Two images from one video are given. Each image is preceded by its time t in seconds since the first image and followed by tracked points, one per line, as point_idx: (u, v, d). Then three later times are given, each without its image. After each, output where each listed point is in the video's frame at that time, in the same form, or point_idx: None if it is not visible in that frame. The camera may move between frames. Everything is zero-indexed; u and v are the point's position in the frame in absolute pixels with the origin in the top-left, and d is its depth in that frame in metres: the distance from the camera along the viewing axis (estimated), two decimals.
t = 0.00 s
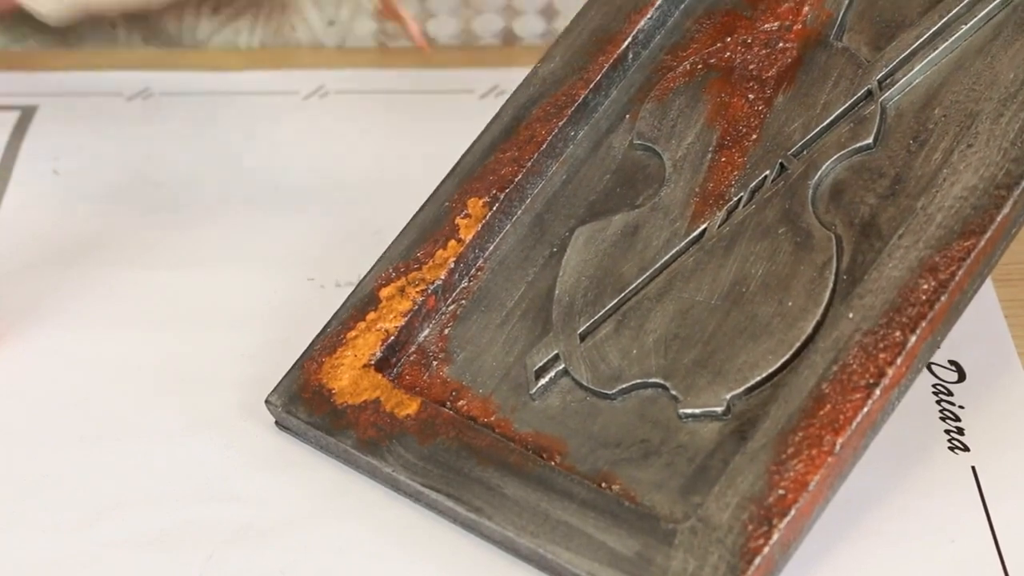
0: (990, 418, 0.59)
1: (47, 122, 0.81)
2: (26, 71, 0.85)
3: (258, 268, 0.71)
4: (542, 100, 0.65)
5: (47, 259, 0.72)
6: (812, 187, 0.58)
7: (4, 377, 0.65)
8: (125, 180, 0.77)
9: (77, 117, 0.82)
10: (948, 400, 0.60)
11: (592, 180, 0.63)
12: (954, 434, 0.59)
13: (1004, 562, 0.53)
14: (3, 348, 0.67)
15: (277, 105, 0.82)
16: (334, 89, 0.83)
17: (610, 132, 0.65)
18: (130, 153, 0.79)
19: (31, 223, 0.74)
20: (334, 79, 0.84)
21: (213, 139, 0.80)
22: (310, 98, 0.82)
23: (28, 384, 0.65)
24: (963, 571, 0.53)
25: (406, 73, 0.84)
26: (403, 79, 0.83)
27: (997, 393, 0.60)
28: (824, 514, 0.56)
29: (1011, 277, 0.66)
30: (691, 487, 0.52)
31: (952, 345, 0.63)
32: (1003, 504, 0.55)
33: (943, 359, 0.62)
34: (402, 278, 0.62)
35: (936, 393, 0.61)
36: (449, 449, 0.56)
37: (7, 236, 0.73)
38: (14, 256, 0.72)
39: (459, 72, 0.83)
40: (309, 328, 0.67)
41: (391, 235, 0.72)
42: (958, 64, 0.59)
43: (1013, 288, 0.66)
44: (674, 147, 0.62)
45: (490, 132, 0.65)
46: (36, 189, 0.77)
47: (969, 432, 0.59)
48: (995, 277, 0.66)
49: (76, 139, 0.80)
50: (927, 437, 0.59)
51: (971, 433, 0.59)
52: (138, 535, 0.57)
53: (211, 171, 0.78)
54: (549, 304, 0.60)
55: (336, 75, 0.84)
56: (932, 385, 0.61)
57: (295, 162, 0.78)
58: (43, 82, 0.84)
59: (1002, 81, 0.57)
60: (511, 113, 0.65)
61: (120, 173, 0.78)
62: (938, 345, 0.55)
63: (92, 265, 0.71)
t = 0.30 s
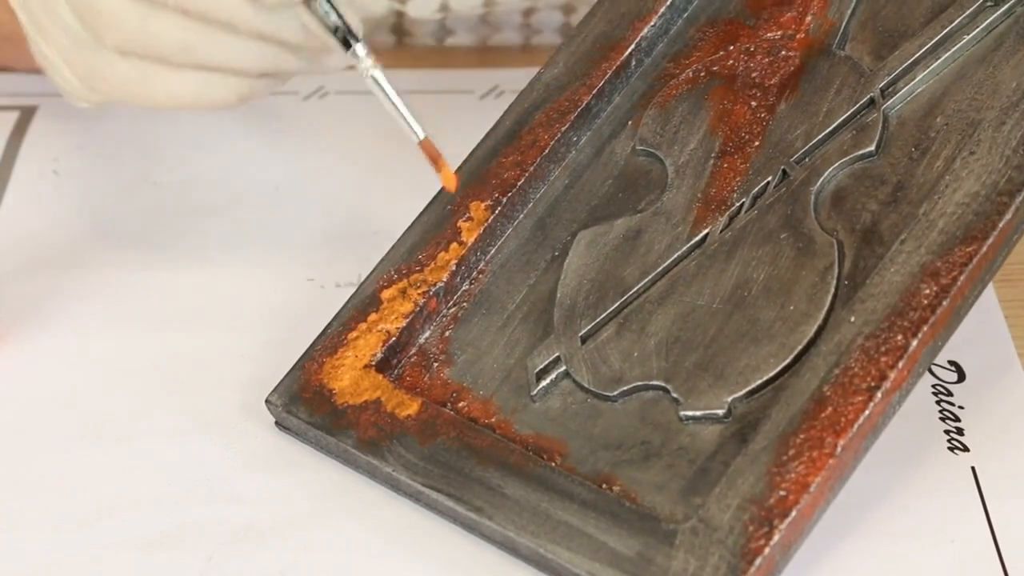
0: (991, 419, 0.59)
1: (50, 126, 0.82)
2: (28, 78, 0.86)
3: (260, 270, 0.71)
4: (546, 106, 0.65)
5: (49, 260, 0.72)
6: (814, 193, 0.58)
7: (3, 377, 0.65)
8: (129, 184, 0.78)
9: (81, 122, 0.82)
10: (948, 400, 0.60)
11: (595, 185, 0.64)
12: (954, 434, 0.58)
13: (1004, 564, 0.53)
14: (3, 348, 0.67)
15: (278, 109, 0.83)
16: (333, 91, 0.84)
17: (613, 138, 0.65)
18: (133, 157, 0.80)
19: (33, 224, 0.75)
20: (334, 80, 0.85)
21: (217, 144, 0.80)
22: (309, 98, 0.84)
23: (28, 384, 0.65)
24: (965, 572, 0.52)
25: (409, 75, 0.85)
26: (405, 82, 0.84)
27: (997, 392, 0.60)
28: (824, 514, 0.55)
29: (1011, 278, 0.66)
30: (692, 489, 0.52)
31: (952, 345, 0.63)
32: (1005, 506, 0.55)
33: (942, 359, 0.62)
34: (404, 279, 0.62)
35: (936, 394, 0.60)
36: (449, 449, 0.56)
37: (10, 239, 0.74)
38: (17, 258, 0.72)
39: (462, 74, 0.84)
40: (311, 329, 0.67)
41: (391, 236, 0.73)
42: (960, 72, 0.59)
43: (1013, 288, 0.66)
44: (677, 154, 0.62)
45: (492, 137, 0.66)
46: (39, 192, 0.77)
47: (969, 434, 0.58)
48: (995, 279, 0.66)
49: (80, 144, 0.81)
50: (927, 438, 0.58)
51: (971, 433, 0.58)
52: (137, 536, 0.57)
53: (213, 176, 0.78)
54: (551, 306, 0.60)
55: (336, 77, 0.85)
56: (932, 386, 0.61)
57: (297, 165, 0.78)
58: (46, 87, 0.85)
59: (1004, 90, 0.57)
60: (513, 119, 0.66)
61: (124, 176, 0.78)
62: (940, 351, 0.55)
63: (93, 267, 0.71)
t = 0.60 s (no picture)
0: (991, 426, 0.59)
1: (48, 130, 0.82)
2: (28, 83, 0.86)
3: (259, 275, 0.71)
4: (546, 111, 0.65)
5: (47, 265, 0.72)
6: (814, 199, 0.58)
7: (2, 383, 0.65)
8: (128, 188, 0.78)
9: (79, 126, 0.82)
10: (948, 406, 0.60)
11: (595, 190, 0.64)
12: (954, 441, 0.58)
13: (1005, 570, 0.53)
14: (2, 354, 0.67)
15: (276, 114, 0.83)
16: (332, 96, 0.84)
17: (613, 144, 0.65)
18: (131, 161, 0.80)
19: (32, 230, 0.74)
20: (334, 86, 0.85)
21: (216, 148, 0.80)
22: (309, 104, 0.83)
23: (27, 390, 0.64)
24: None
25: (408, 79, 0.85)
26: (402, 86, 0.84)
27: (997, 399, 0.60)
28: (825, 521, 0.55)
29: (1010, 284, 0.66)
30: (692, 496, 0.52)
31: (952, 351, 0.62)
32: (1005, 512, 0.55)
33: (943, 365, 0.62)
34: (404, 285, 0.62)
35: (936, 400, 0.60)
36: (449, 456, 0.56)
37: (8, 243, 0.74)
38: (15, 263, 0.72)
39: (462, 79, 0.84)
40: (310, 334, 0.67)
41: (391, 241, 0.73)
42: (960, 78, 0.59)
43: (1012, 294, 0.66)
44: (677, 159, 0.62)
45: (492, 142, 0.66)
46: (36, 196, 0.77)
47: (969, 440, 0.58)
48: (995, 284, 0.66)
49: (79, 147, 0.80)
50: (927, 444, 0.58)
51: (971, 440, 0.58)
52: (137, 542, 0.57)
53: (211, 181, 0.78)
54: (551, 312, 0.60)
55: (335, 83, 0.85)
56: (932, 392, 0.61)
57: (296, 169, 0.78)
58: (46, 92, 0.85)
59: (1004, 96, 0.57)
60: (512, 124, 0.66)
61: (123, 180, 0.78)
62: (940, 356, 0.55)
63: (92, 272, 0.71)
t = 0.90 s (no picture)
0: (992, 444, 0.59)
1: (50, 148, 0.82)
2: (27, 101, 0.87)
3: (262, 292, 0.71)
4: (546, 130, 0.66)
5: (51, 283, 0.72)
6: (814, 218, 0.58)
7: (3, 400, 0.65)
8: (132, 206, 0.78)
9: (83, 144, 0.83)
10: (948, 424, 0.60)
11: (596, 208, 0.64)
12: (954, 459, 0.58)
13: None
14: (3, 374, 0.67)
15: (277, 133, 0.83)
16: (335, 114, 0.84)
17: (614, 163, 0.65)
18: (135, 180, 0.80)
19: (36, 248, 0.75)
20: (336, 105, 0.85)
21: (217, 167, 0.81)
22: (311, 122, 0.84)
23: (30, 408, 0.65)
24: None
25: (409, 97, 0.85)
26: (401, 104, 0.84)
27: (997, 417, 0.60)
28: (824, 539, 0.55)
29: (1010, 302, 0.66)
30: (692, 514, 0.52)
31: (951, 370, 0.62)
32: (1006, 529, 0.55)
33: (943, 384, 0.62)
34: (405, 303, 0.62)
35: (936, 418, 0.60)
36: (450, 474, 0.56)
37: (10, 262, 0.74)
38: (19, 281, 0.73)
39: (464, 97, 0.85)
40: (312, 352, 0.67)
41: (391, 259, 0.73)
42: (960, 97, 0.59)
43: (1012, 312, 0.66)
44: (678, 178, 0.63)
45: (493, 161, 0.66)
46: (39, 215, 0.77)
47: (969, 457, 0.58)
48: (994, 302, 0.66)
49: (83, 166, 0.81)
50: (926, 462, 0.58)
51: (972, 458, 0.58)
52: (139, 559, 0.57)
53: (211, 201, 0.78)
54: (551, 330, 0.61)
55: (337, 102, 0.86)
56: (932, 410, 0.61)
57: (299, 187, 0.79)
58: (46, 111, 0.86)
59: (1004, 115, 0.57)
60: (512, 143, 0.66)
61: (127, 199, 0.79)
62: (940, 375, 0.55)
63: (93, 290, 0.72)
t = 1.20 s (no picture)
0: (991, 459, 0.59)
1: (49, 163, 0.82)
2: (26, 112, 0.86)
3: (261, 307, 0.71)
4: (545, 144, 0.66)
5: (50, 299, 0.72)
6: (813, 232, 0.58)
7: (3, 418, 0.65)
8: (131, 220, 0.78)
9: (82, 159, 0.83)
10: (948, 440, 0.60)
11: (595, 222, 0.64)
12: (954, 474, 0.58)
13: None
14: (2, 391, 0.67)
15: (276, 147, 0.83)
16: (334, 129, 0.84)
17: (612, 177, 0.65)
18: (133, 194, 0.80)
19: (35, 263, 0.75)
20: (335, 120, 0.85)
21: (217, 181, 0.81)
22: (311, 137, 0.84)
23: (29, 425, 0.65)
24: None
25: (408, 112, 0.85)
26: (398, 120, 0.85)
27: (997, 432, 0.60)
28: (825, 555, 0.55)
29: (1010, 317, 0.66)
30: (692, 529, 0.52)
31: (951, 385, 0.63)
32: (1006, 544, 0.55)
33: (942, 399, 0.62)
34: (404, 318, 0.62)
35: (936, 433, 0.60)
36: (450, 490, 0.56)
37: (10, 277, 0.74)
38: (18, 297, 0.73)
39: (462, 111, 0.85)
40: (312, 368, 0.67)
41: (391, 274, 0.73)
42: (958, 110, 0.59)
43: (1012, 327, 0.66)
44: (676, 192, 0.63)
45: (493, 176, 0.66)
46: (38, 230, 0.77)
47: (968, 472, 0.58)
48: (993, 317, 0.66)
49: (82, 180, 0.81)
50: (926, 478, 0.58)
51: (971, 473, 0.58)
52: None
53: (211, 215, 0.78)
54: (551, 344, 0.61)
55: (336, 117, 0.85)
56: (931, 426, 0.61)
57: (298, 201, 0.79)
58: (45, 123, 0.86)
59: (1002, 128, 0.57)
60: (512, 157, 0.66)
61: (126, 213, 0.79)
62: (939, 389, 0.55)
63: (92, 306, 0.72)
